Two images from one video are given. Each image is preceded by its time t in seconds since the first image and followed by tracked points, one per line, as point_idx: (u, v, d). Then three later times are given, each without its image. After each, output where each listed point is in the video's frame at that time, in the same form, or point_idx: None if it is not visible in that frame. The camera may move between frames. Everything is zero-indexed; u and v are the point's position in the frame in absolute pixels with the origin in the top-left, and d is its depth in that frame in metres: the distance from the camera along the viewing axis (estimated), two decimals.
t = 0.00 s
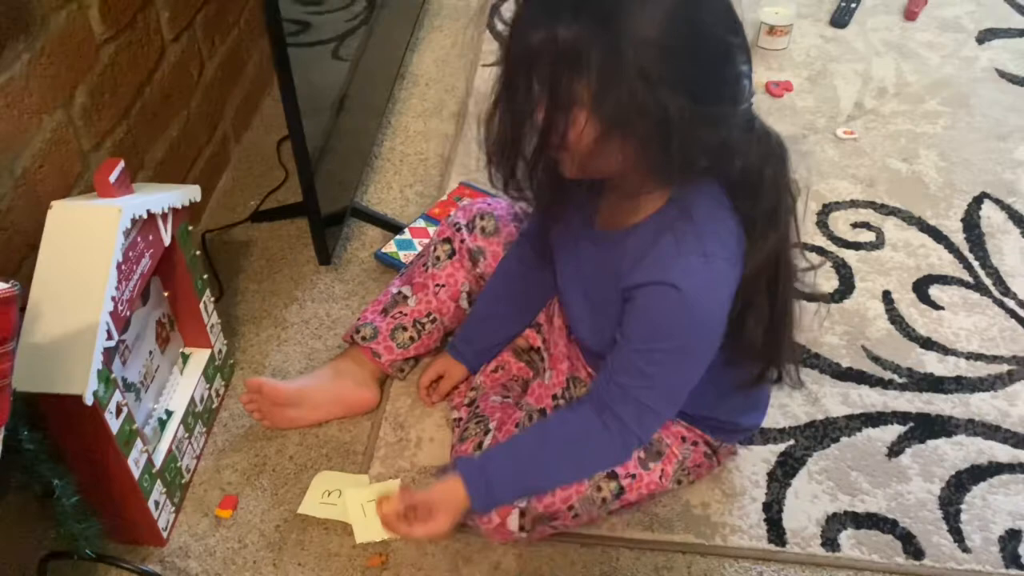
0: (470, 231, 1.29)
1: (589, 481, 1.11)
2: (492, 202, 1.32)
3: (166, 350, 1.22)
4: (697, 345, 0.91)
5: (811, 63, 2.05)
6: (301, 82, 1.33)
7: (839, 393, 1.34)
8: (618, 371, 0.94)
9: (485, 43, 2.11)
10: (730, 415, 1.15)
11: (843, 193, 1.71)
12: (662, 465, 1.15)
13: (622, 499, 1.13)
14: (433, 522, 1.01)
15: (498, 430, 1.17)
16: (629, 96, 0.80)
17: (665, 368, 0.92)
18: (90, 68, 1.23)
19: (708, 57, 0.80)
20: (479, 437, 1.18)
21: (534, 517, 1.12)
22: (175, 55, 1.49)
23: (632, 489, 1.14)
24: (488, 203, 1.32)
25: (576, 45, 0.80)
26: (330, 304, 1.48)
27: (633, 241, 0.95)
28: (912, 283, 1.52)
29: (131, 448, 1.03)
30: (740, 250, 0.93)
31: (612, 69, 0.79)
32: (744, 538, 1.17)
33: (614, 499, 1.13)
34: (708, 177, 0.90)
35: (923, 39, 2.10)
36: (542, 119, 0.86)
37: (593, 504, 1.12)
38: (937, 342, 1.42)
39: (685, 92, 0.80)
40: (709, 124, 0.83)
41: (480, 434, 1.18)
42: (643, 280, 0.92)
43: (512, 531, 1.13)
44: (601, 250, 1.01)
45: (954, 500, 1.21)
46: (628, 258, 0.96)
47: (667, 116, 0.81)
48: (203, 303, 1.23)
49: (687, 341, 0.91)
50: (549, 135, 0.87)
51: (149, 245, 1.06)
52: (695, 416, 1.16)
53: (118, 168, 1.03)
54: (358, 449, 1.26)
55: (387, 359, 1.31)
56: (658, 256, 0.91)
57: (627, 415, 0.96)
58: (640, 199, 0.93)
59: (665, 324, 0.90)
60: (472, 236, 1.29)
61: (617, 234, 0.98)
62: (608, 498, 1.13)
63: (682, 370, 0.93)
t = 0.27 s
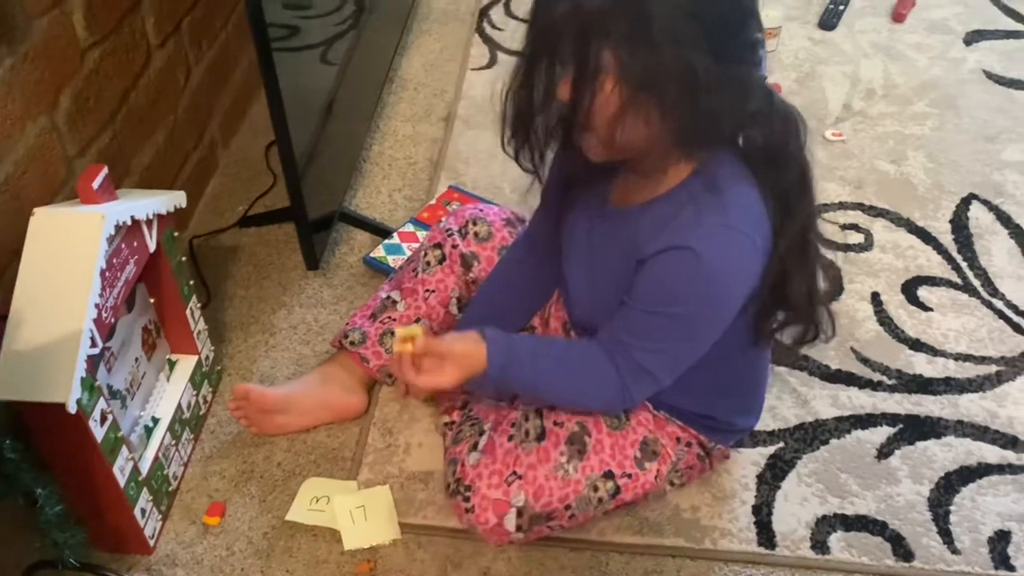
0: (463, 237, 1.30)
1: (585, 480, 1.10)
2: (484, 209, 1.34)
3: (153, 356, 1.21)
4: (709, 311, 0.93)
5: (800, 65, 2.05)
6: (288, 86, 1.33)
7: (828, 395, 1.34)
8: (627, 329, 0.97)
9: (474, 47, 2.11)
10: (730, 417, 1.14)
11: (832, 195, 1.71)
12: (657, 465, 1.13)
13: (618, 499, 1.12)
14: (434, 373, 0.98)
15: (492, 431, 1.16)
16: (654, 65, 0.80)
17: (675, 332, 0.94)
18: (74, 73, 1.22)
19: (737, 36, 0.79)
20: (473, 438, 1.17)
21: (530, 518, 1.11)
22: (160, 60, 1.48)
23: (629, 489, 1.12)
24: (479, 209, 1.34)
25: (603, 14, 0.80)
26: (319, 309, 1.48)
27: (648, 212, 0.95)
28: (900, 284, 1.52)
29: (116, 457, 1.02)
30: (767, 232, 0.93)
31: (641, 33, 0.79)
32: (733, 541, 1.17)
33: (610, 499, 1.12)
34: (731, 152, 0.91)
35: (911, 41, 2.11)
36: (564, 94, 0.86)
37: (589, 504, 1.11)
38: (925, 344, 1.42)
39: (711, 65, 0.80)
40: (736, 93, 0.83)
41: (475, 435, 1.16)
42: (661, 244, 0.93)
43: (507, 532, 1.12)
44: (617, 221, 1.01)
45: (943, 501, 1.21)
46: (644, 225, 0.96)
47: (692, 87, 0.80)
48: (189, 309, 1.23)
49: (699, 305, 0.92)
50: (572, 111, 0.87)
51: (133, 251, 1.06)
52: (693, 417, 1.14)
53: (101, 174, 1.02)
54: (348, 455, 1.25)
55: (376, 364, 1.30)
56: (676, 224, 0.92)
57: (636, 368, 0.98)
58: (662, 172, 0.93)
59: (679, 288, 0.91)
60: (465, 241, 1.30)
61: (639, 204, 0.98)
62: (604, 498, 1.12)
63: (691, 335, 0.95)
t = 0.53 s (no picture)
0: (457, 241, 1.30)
1: (581, 481, 1.10)
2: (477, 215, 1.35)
3: (144, 362, 1.20)
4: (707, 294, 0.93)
5: (792, 67, 2.05)
6: (281, 89, 1.33)
7: (821, 397, 1.34)
8: (626, 313, 0.96)
9: (466, 50, 2.11)
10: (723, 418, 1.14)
11: (824, 197, 1.71)
12: (651, 465, 1.13)
13: (612, 499, 1.12)
14: (459, 279, 0.94)
15: (487, 433, 1.16)
16: (694, 40, 0.84)
17: (667, 311, 0.94)
18: (64, 78, 1.22)
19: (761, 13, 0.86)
20: (468, 440, 1.17)
21: (525, 519, 1.10)
22: (151, 65, 1.48)
23: (623, 490, 1.12)
24: (472, 215, 1.34)
25: None
26: (311, 313, 1.47)
27: (647, 198, 0.96)
28: (892, 285, 1.53)
29: (108, 463, 1.01)
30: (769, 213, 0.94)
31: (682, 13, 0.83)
32: (727, 543, 1.16)
33: (605, 500, 1.12)
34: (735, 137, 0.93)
35: (903, 42, 2.11)
36: (596, 76, 0.88)
37: (584, 505, 1.11)
38: (918, 345, 1.42)
39: (743, 41, 0.85)
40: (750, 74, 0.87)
41: (469, 438, 1.17)
42: (659, 224, 0.94)
43: (502, 534, 1.12)
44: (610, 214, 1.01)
45: (936, 502, 1.21)
46: (641, 208, 0.97)
47: (726, 62, 0.86)
48: (181, 314, 1.22)
49: (702, 286, 0.92)
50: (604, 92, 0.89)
51: (124, 256, 1.05)
52: (688, 418, 1.13)
53: (91, 179, 1.02)
54: (342, 459, 1.25)
55: (368, 367, 1.30)
56: (675, 205, 0.92)
57: (627, 346, 0.97)
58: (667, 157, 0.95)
59: (676, 265, 0.92)
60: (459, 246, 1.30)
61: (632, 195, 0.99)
62: (599, 499, 1.11)
63: (690, 318, 0.95)
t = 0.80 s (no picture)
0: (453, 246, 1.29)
1: (577, 484, 1.10)
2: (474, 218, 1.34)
3: (139, 367, 1.20)
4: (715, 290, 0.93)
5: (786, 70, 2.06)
6: (275, 93, 1.33)
7: (816, 399, 1.34)
8: (633, 312, 0.96)
9: (461, 54, 2.11)
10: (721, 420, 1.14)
11: (818, 199, 1.72)
12: (648, 468, 1.13)
13: (609, 502, 1.12)
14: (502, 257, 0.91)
15: (483, 437, 1.16)
16: (701, 41, 0.85)
17: (676, 307, 0.94)
18: (58, 83, 1.22)
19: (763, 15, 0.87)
20: (465, 444, 1.17)
21: (522, 523, 1.10)
22: (146, 69, 1.48)
23: (620, 493, 1.12)
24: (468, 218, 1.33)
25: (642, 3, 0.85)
26: (307, 317, 1.47)
27: (651, 195, 0.97)
28: (887, 288, 1.53)
29: (103, 469, 1.01)
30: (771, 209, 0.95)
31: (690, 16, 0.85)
32: (723, 546, 1.17)
33: (602, 503, 1.12)
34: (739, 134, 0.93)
35: (896, 45, 2.12)
36: (605, 76, 0.88)
37: (581, 508, 1.11)
38: (912, 347, 1.43)
39: (750, 40, 0.87)
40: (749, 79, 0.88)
41: (466, 441, 1.17)
42: (666, 219, 0.94)
43: (499, 538, 1.12)
44: (612, 215, 1.01)
45: (931, 504, 1.21)
46: (646, 207, 0.97)
47: (723, 65, 0.86)
48: (176, 319, 1.22)
49: (709, 281, 0.92)
50: (613, 93, 0.90)
51: (119, 262, 1.05)
52: (686, 421, 1.14)
53: (85, 185, 1.02)
54: (338, 464, 1.25)
55: (364, 371, 1.30)
56: (681, 201, 0.93)
57: (636, 344, 0.97)
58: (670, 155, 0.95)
59: (685, 259, 0.92)
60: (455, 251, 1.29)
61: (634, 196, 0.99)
62: (596, 502, 1.11)
63: (698, 315, 0.95)
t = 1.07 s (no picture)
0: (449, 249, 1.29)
1: (575, 486, 1.10)
2: (471, 221, 1.34)
3: (136, 370, 1.20)
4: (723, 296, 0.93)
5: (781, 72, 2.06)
6: (271, 95, 1.33)
7: (813, 400, 1.35)
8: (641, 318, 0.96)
9: (456, 57, 2.11)
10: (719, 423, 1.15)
11: (813, 201, 1.72)
12: (646, 470, 1.13)
13: (607, 504, 1.12)
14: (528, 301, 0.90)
15: (481, 439, 1.16)
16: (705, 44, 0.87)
17: (687, 314, 0.94)
18: (54, 86, 1.22)
19: (762, 15, 0.90)
20: (463, 446, 1.17)
21: (520, 524, 1.11)
22: (142, 72, 1.48)
23: (618, 494, 1.12)
24: (465, 220, 1.34)
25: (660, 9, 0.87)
26: (303, 320, 1.47)
27: (656, 202, 0.97)
28: (882, 289, 1.54)
29: (100, 471, 1.01)
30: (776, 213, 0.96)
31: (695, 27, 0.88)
32: (721, 547, 1.17)
33: (600, 505, 1.12)
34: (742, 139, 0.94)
35: (890, 47, 2.13)
36: (630, 77, 0.90)
37: (579, 510, 1.11)
38: (907, 347, 1.43)
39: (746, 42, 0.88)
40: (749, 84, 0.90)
41: (463, 443, 1.17)
42: (673, 226, 0.94)
43: (497, 540, 1.12)
44: (617, 220, 1.01)
45: (927, 505, 1.22)
46: (652, 214, 0.97)
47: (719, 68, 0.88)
48: (173, 322, 1.22)
49: (717, 287, 0.92)
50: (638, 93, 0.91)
51: (115, 265, 1.05)
52: (684, 423, 1.14)
53: (82, 188, 1.02)
54: (335, 466, 1.25)
55: (361, 373, 1.30)
56: (686, 208, 0.93)
57: (644, 352, 0.96)
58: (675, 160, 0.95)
59: (694, 265, 0.92)
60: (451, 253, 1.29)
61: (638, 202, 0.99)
62: (594, 503, 1.11)
63: (707, 321, 0.95)
